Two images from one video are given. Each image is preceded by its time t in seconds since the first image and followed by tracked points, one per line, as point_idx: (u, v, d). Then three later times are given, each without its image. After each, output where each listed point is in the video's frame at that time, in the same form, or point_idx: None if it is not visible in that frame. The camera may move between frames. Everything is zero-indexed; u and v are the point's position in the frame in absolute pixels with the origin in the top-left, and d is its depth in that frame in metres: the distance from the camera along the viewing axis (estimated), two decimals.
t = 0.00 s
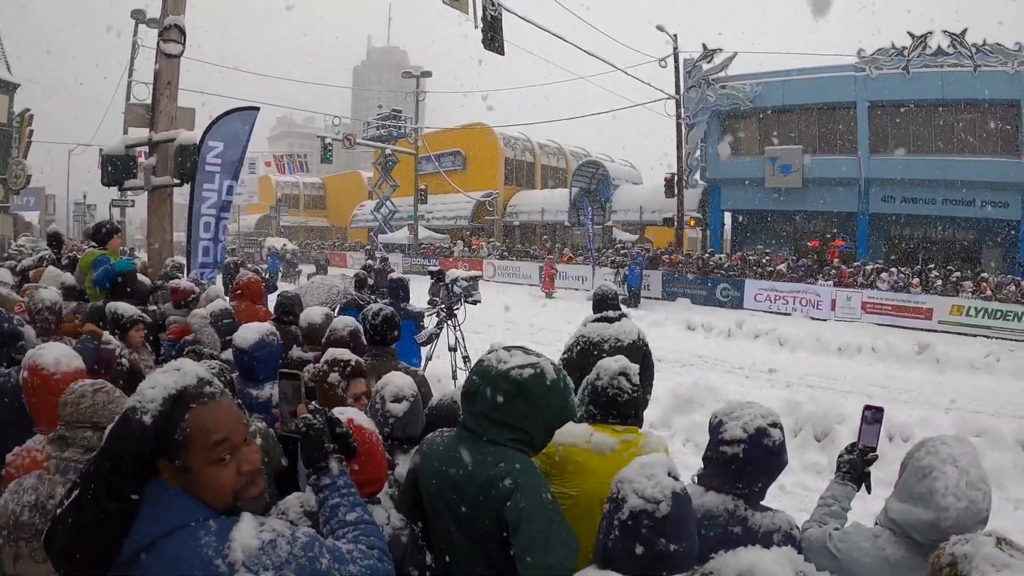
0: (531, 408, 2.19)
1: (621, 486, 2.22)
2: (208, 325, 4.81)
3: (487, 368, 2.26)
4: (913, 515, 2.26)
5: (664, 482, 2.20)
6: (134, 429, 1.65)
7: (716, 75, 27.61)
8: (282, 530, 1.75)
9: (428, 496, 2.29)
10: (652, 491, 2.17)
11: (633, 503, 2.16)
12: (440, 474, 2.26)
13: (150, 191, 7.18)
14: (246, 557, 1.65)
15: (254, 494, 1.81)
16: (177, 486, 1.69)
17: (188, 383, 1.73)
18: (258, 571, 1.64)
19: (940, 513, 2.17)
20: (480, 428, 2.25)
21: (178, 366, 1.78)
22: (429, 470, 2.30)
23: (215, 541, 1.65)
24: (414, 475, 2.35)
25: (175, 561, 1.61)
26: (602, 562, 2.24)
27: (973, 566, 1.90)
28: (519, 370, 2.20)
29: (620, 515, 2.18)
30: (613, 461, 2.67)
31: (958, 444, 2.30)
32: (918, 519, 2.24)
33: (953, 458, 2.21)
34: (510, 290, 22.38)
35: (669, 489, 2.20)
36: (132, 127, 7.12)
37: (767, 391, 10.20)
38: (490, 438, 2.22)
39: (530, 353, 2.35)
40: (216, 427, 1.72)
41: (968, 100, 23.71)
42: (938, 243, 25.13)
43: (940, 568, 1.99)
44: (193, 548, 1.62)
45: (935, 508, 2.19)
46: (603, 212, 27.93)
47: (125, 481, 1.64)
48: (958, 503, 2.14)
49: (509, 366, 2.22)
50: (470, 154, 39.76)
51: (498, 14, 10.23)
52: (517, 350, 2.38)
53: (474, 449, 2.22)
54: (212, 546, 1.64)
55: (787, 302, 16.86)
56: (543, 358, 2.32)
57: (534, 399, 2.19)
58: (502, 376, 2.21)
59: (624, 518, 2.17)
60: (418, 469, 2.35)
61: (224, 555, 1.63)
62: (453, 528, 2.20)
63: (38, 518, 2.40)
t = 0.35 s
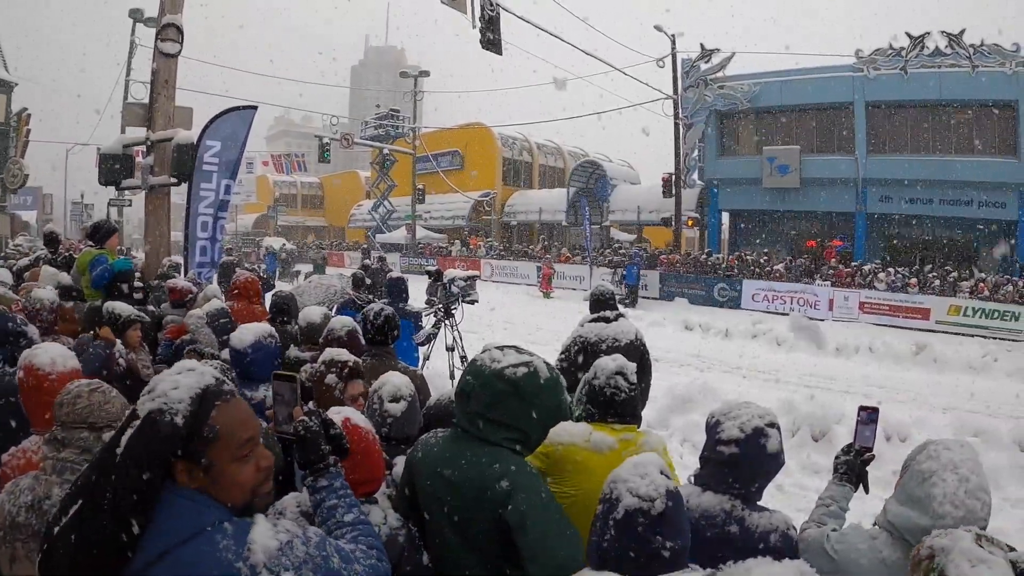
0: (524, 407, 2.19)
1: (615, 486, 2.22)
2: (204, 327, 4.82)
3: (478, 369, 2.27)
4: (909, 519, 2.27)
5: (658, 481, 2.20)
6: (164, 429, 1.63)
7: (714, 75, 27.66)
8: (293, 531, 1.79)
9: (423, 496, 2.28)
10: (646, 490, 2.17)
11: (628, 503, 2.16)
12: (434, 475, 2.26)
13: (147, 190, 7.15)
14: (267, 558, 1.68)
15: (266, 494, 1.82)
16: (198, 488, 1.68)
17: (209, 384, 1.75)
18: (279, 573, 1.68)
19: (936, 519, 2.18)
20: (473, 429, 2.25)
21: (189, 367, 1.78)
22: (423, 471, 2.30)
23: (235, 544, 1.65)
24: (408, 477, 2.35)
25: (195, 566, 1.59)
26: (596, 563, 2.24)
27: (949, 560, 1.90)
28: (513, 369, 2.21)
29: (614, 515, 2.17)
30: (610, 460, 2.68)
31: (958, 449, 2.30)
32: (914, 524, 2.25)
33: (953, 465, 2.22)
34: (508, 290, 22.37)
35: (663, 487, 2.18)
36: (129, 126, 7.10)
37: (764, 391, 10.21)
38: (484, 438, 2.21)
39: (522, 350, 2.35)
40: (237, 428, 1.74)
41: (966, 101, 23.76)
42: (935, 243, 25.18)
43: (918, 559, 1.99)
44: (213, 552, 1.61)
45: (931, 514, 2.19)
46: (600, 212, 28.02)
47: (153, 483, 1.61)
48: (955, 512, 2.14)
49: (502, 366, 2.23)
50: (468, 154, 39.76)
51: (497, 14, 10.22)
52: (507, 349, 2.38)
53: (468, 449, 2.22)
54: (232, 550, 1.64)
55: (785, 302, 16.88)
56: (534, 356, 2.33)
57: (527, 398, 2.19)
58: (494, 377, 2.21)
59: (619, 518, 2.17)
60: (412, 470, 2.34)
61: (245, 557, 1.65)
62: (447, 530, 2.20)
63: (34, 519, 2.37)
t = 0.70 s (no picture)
0: (525, 405, 2.20)
1: (615, 485, 2.23)
2: (201, 326, 4.82)
3: (478, 367, 2.26)
4: (907, 518, 2.27)
5: (658, 480, 2.21)
6: (168, 432, 1.61)
7: (711, 75, 27.70)
8: (291, 526, 1.80)
9: (421, 496, 2.28)
10: (646, 488, 2.18)
11: (628, 501, 2.17)
12: (434, 475, 2.25)
13: (144, 190, 7.14)
14: (266, 556, 1.68)
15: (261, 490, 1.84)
16: (202, 487, 1.67)
17: (207, 380, 1.73)
18: (278, 569, 1.68)
19: (935, 519, 2.18)
20: (472, 428, 2.25)
21: (184, 365, 1.75)
22: (423, 471, 2.29)
23: (234, 543, 1.66)
24: (407, 478, 2.34)
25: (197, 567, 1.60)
26: (596, 560, 2.24)
27: (933, 554, 1.94)
28: (513, 367, 2.22)
29: (615, 514, 2.18)
30: (610, 460, 2.68)
31: (954, 448, 2.31)
32: (911, 523, 2.25)
33: (950, 464, 2.22)
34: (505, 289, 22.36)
35: (662, 486, 2.20)
36: (126, 126, 7.09)
37: (761, 391, 10.22)
38: (484, 438, 2.21)
39: (520, 349, 2.36)
40: (237, 424, 1.73)
41: (963, 101, 23.83)
42: (932, 243, 25.22)
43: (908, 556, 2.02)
44: (213, 553, 1.62)
45: (930, 513, 2.20)
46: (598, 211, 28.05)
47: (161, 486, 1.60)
48: (953, 510, 2.15)
49: (502, 365, 2.23)
50: (466, 154, 39.75)
51: (495, 13, 10.21)
52: (505, 347, 2.38)
53: (468, 449, 2.22)
54: (232, 549, 1.65)
55: (783, 302, 16.89)
56: (532, 355, 2.33)
57: (527, 397, 2.20)
58: (495, 376, 2.21)
59: (618, 516, 2.18)
60: (411, 470, 2.34)
61: (245, 556, 1.66)
62: (445, 530, 2.20)
63: (31, 518, 2.40)
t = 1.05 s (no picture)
0: (524, 404, 2.20)
1: (606, 486, 2.22)
2: (196, 326, 4.82)
3: (479, 368, 2.25)
4: (906, 516, 2.27)
5: (648, 479, 2.21)
6: (185, 426, 1.63)
7: (708, 75, 27.75)
8: (283, 527, 1.80)
9: (418, 496, 2.28)
10: (636, 487, 2.17)
11: (618, 501, 2.16)
12: (431, 475, 2.25)
13: (140, 190, 7.13)
14: (262, 558, 1.68)
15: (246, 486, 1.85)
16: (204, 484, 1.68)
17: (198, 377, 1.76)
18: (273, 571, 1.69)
19: (933, 513, 2.19)
20: (472, 428, 2.24)
21: (165, 365, 1.72)
22: (420, 473, 2.29)
23: (230, 547, 1.65)
24: (403, 478, 2.34)
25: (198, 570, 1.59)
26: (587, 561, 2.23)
27: (959, 557, 1.94)
28: (514, 366, 2.22)
29: (606, 514, 2.17)
30: (604, 460, 2.68)
31: (950, 445, 2.32)
32: (910, 520, 2.25)
33: (947, 459, 2.23)
34: (502, 289, 22.36)
35: (653, 485, 2.20)
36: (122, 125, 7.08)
37: (758, 391, 10.24)
38: (482, 439, 2.21)
39: (519, 348, 2.35)
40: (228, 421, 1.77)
41: (959, 102, 23.92)
42: (928, 242, 25.30)
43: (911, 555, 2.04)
44: (209, 556, 1.61)
45: (930, 508, 2.19)
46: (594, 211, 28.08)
47: (177, 484, 1.59)
48: (952, 504, 2.15)
49: (503, 365, 2.22)
50: (463, 153, 39.73)
51: (491, 13, 10.21)
52: (504, 346, 2.37)
53: (468, 449, 2.22)
54: (227, 554, 1.64)
55: (779, 302, 16.91)
56: (532, 354, 2.33)
57: (527, 397, 2.20)
58: (495, 376, 2.21)
59: (609, 516, 2.17)
60: (409, 470, 2.34)
61: (240, 559, 1.65)
62: (441, 531, 2.20)
63: (26, 517, 2.40)
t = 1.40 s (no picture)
0: (522, 404, 2.20)
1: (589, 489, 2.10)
2: (192, 325, 4.82)
3: (477, 369, 2.25)
4: (905, 511, 2.28)
5: (633, 480, 2.06)
6: (183, 444, 1.62)
7: (705, 75, 27.76)
8: (282, 528, 1.89)
9: (416, 496, 2.27)
10: (620, 489, 2.04)
11: (602, 504, 2.04)
12: (428, 476, 2.25)
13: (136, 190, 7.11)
14: (269, 563, 1.78)
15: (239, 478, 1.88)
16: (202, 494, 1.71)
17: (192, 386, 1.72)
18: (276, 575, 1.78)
19: (934, 508, 2.20)
20: (470, 428, 2.24)
21: (160, 374, 1.70)
22: (417, 474, 2.29)
23: (236, 555, 1.72)
24: (400, 480, 2.33)
25: None
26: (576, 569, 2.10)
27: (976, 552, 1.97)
28: (512, 367, 2.21)
29: (590, 517, 2.05)
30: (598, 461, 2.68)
31: (947, 440, 2.34)
32: (908, 516, 2.26)
33: (946, 455, 2.24)
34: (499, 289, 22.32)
35: (637, 486, 2.06)
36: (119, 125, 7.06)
37: (754, 390, 10.26)
38: (481, 440, 2.21)
39: (516, 350, 2.35)
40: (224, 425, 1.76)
41: (956, 102, 23.98)
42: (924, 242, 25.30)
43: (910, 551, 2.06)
44: (216, 564, 1.68)
45: (931, 503, 2.21)
46: (591, 211, 28.03)
47: (177, 501, 1.61)
48: (953, 499, 2.17)
49: (501, 365, 2.22)
50: (459, 153, 39.70)
51: (488, 13, 10.22)
52: (501, 348, 2.37)
53: (468, 451, 2.22)
54: (234, 561, 1.72)
55: (776, 302, 16.93)
56: (531, 356, 2.33)
57: (525, 397, 2.20)
58: (494, 376, 2.20)
59: (593, 519, 2.05)
60: (405, 471, 2.33)
61: (248, 565, 1.74)
62: (438, 532, 2.20)
63: (22, 515, 2.39)
